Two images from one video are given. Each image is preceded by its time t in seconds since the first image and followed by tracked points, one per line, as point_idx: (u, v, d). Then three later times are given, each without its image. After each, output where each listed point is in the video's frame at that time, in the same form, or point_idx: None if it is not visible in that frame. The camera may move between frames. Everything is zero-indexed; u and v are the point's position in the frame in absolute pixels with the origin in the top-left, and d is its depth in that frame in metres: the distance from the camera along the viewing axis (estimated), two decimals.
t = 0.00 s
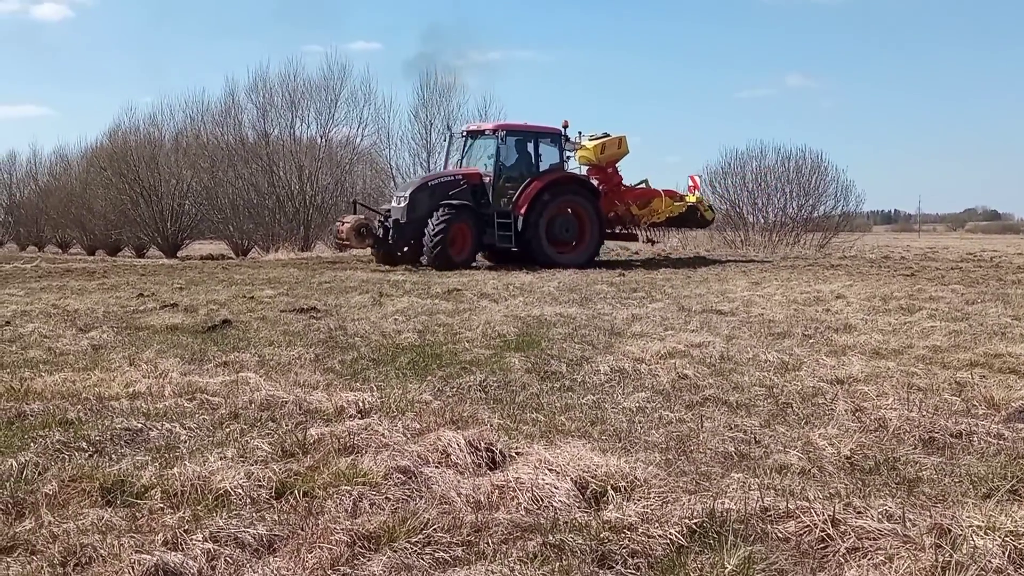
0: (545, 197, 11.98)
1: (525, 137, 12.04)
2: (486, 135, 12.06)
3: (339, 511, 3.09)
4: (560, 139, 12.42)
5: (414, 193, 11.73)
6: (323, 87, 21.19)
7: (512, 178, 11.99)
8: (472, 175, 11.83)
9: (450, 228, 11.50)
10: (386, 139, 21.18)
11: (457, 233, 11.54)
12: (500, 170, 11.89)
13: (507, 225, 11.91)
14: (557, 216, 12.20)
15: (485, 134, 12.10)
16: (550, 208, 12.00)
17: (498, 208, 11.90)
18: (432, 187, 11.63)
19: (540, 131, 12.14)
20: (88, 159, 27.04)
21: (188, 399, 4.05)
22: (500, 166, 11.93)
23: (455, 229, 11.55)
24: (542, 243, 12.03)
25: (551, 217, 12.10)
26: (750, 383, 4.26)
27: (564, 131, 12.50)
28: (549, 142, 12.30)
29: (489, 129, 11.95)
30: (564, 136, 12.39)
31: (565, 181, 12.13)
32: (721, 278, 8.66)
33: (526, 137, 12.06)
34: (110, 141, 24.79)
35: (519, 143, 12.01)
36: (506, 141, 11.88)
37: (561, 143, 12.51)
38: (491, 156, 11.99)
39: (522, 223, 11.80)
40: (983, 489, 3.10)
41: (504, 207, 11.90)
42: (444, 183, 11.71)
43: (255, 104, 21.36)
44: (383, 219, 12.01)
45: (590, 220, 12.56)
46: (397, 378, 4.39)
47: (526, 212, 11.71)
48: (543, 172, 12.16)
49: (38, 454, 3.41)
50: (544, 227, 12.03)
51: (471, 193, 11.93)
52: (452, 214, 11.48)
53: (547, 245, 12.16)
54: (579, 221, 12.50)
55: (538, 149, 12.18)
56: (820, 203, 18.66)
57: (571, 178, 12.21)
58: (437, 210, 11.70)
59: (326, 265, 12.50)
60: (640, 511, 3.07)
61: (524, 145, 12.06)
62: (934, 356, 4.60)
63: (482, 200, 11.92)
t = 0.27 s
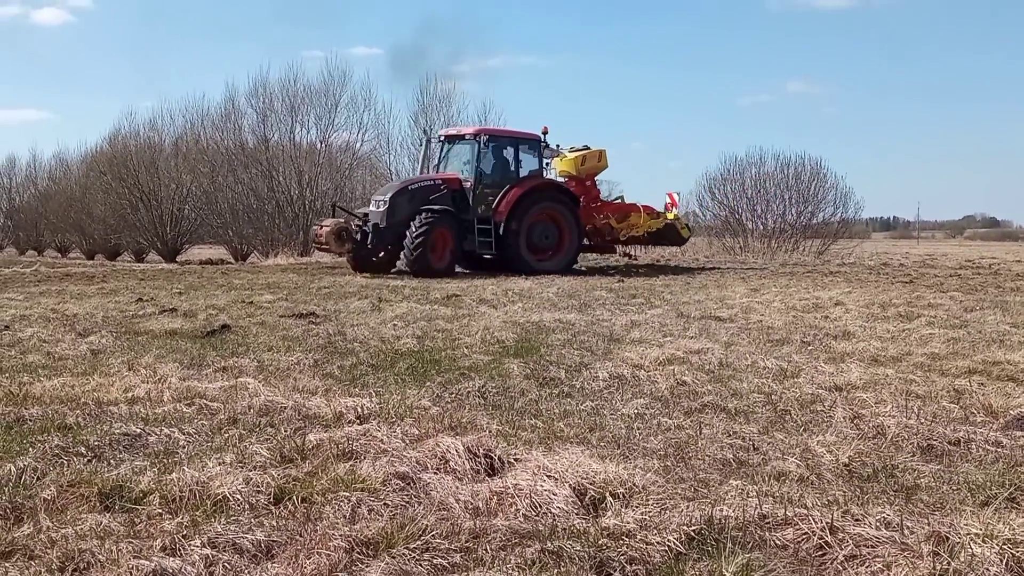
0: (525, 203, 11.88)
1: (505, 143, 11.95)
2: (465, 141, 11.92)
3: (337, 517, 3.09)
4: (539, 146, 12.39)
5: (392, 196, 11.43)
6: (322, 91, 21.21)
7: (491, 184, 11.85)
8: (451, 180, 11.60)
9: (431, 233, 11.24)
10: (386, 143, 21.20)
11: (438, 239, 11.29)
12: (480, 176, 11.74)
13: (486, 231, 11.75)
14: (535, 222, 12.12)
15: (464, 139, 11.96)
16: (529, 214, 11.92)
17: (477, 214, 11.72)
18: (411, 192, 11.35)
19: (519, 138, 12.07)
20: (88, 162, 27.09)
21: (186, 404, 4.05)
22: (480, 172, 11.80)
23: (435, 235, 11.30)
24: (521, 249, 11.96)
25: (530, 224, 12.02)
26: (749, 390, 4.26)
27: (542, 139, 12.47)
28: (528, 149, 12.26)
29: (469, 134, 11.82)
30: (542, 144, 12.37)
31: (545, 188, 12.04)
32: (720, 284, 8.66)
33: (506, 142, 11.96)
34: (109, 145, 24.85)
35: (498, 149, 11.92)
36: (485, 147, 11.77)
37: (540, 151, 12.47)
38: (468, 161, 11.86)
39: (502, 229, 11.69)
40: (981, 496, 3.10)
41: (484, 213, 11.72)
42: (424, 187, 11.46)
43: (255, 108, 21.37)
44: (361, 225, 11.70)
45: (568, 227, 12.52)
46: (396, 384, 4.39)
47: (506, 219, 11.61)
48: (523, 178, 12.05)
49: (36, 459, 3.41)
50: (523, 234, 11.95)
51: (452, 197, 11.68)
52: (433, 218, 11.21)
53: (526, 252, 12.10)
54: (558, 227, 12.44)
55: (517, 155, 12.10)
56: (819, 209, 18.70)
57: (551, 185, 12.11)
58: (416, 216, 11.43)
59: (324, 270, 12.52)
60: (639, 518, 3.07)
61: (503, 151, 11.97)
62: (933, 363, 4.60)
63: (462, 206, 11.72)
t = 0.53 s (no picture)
0: (502, 205, 11.81)
1: (484, 145, 11.79)
2: (444, 142, 11.73)
3: (337, 520, 3.09)
4: (517, 148, 12.27)
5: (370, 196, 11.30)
6: (321, 95, 21.19)
7: (470, 185, 11.70)
8: (429, 181, 11.52)
9: (411, 234, 11.10)
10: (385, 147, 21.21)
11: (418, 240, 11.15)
12: (459, 177, 11.58)
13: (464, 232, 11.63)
14: (512, 224, 12.06)
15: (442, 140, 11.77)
16: (506, 216, 11.85)
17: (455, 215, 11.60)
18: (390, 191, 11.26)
19: (499, 140, 11.93)
20: (87, 165, 27.15)
21: (185, 407, 4.05)
22: (459, 173, 11.63)
23: (415, 235, 11.16)
24: (499, 251, 11.88)
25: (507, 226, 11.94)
26: (748, 392, 4.26)
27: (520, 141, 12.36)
28: (506, 151, 12.12)
29: (447, 135, 11.65)
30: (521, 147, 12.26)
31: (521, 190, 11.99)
32: (719, 287, 8.66)
33: (485, 144, 11.80)
34: (108, 149, 24.94)
35: (478, 151, 11.76)
36: (464, 148, 11.60)
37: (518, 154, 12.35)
38: (445, 163, 11.71)
39: (481, 230, 11.59)
40: (981, 499, 3.10)
41: (463, 214, 11.63)
42: (402, 188, 11.35)
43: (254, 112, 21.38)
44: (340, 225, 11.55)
45: (545, 229, 12.49)
46: (395, 387, 4.39)
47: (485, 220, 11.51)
48: (501, 179, 11.95)
49: (35, 462, 3.40)
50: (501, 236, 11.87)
51: (429, 199, 11.58)
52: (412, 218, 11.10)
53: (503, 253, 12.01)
54: (535, 229, 12.40)
55: (496, 157, 11.96)
56: (818, 212, 18.76)
57: (527, 186, 12.07)
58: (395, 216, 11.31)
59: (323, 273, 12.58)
60: (639, 521, 3.07)
61: (482, 153, 11.81)
62: (931, 366, 4.61)
63: (439, 207, 11.59)
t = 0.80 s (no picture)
0: (486, 199, 11.81)
1: (465, 137, 11.81)
2: (425, 135, 11.69)
3: (345, 515, 3.10)
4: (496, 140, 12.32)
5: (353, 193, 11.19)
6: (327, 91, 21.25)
7: (453, 179, 11.68)
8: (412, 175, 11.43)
9: (397, 231, 11.01)
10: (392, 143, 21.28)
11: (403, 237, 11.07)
12: (442, 170, 11.55)
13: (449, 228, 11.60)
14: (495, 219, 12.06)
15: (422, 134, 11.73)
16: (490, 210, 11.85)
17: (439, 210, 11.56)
18: (372, 188, 11.19)
19: (479, 132, 11.96)
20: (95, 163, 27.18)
21: (194, 403, 4.06)
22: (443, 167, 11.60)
23: (400, 232, 11.08)
24: (484, 245, 11.86)
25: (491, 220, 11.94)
26: (756, 386, 4.26)
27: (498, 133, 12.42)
28: (486, 144, 12.16)
29: (428, 128, 11.62)
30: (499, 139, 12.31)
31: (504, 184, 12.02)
32: (727, 282, 8.64)
33: (466, 136, 11.82)
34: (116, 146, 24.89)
35: (460, 143, 11.76)
36: (446, 141, 11.59)
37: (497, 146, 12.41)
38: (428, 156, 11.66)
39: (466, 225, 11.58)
40: (990, 493, 3.09)
41: (446, 210, 11.61)
42: (386, 184, 11.27)
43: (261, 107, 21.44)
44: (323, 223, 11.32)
45: (528, 223, 12.49)
46: (402, 382, 4.39)
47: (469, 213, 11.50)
48: (482, 173, 11.97)
49: (44, 457, 3.41)
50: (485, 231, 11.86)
51: (412, 194, 11.50)
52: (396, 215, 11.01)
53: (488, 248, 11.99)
54: (518, 224, 12.40)
55: (477, 149, 11.98)
56: (825, 206, 18.60)
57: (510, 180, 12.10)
58: (379, 212, 11.24)
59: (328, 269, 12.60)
60: (647, 515, 3.07)
61: (464, 146, 11.82)
62: (939, 359, 4.60)
63: (424, 202, 11.55)
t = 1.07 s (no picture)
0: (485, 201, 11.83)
1: (463, 139, 11.77)
2: (422, 137, 11.65)
3: (373, 519, 3.10)
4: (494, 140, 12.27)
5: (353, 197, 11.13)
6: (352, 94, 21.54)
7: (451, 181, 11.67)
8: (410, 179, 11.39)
9: (398, 235, 10.93)
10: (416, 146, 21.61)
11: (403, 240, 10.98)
12: (441, 173, 11.53)
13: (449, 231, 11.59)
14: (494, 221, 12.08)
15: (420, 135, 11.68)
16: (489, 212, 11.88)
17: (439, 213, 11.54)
18: (372, 191, 11.14)
19: (477, 133, 11.93)
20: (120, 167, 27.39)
21: (222, 407, 4.08)
22: (442, 168, 11.58)
23: (401, 235, 11.00)
24: (484, 248, 11.87)
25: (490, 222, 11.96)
26: (785, 391, 4.23)
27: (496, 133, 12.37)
28: (484, 144, 12.11)
29: (426, 130, 11.57)
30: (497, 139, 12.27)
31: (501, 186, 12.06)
32: (754, 285, 8.58)
33: (463, 137, 11.78)
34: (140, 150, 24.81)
35: (457, 145, 11.73)
36: (444, 142, 11.55)
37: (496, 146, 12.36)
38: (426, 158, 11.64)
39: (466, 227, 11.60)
40: None
41: (446, 213, 11.58)
42: (385, 187, 11.22)
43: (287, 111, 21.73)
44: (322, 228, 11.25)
45: (527, 225, 12.53)
46: (428, 386, 4.39)
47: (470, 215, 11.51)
48: (481, 174, 11.95)
49: (76, 461, 3.45)
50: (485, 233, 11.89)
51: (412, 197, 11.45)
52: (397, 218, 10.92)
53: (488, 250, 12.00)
54: (516, 226, 12.43)
55: (475, 150, 11.95)
56: (854, 208, 18.56)
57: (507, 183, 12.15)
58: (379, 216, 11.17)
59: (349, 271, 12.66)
60: (676, 520, 3.05)
61: (461, 146, 11.78)
62: (972, 363, 4.55)
63: (424, 205, 11.50)
